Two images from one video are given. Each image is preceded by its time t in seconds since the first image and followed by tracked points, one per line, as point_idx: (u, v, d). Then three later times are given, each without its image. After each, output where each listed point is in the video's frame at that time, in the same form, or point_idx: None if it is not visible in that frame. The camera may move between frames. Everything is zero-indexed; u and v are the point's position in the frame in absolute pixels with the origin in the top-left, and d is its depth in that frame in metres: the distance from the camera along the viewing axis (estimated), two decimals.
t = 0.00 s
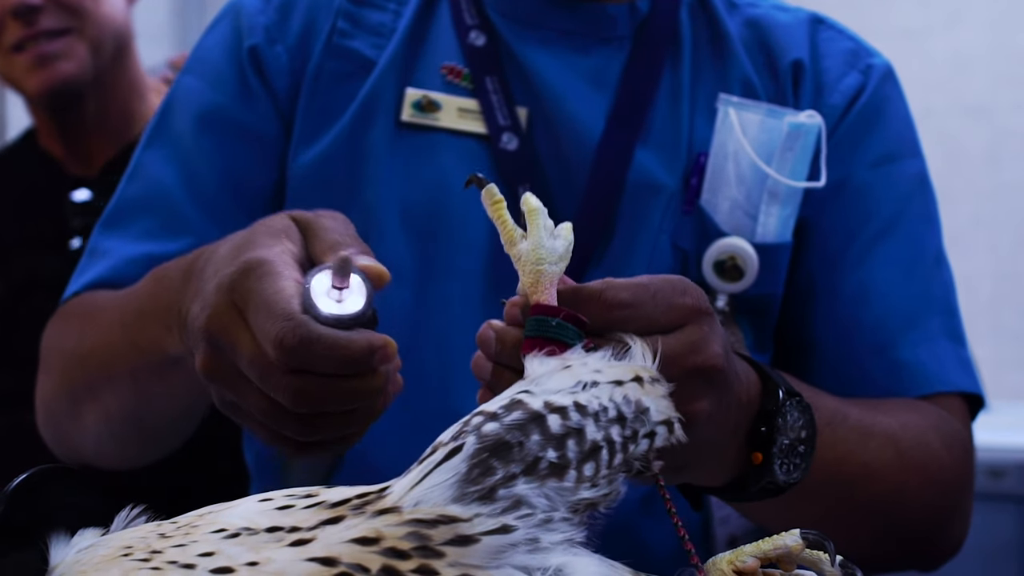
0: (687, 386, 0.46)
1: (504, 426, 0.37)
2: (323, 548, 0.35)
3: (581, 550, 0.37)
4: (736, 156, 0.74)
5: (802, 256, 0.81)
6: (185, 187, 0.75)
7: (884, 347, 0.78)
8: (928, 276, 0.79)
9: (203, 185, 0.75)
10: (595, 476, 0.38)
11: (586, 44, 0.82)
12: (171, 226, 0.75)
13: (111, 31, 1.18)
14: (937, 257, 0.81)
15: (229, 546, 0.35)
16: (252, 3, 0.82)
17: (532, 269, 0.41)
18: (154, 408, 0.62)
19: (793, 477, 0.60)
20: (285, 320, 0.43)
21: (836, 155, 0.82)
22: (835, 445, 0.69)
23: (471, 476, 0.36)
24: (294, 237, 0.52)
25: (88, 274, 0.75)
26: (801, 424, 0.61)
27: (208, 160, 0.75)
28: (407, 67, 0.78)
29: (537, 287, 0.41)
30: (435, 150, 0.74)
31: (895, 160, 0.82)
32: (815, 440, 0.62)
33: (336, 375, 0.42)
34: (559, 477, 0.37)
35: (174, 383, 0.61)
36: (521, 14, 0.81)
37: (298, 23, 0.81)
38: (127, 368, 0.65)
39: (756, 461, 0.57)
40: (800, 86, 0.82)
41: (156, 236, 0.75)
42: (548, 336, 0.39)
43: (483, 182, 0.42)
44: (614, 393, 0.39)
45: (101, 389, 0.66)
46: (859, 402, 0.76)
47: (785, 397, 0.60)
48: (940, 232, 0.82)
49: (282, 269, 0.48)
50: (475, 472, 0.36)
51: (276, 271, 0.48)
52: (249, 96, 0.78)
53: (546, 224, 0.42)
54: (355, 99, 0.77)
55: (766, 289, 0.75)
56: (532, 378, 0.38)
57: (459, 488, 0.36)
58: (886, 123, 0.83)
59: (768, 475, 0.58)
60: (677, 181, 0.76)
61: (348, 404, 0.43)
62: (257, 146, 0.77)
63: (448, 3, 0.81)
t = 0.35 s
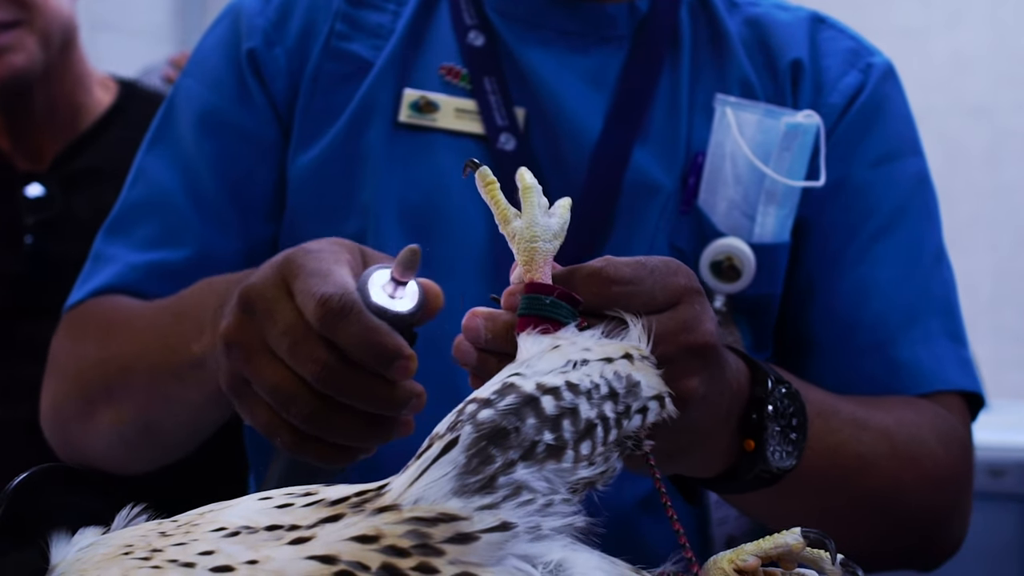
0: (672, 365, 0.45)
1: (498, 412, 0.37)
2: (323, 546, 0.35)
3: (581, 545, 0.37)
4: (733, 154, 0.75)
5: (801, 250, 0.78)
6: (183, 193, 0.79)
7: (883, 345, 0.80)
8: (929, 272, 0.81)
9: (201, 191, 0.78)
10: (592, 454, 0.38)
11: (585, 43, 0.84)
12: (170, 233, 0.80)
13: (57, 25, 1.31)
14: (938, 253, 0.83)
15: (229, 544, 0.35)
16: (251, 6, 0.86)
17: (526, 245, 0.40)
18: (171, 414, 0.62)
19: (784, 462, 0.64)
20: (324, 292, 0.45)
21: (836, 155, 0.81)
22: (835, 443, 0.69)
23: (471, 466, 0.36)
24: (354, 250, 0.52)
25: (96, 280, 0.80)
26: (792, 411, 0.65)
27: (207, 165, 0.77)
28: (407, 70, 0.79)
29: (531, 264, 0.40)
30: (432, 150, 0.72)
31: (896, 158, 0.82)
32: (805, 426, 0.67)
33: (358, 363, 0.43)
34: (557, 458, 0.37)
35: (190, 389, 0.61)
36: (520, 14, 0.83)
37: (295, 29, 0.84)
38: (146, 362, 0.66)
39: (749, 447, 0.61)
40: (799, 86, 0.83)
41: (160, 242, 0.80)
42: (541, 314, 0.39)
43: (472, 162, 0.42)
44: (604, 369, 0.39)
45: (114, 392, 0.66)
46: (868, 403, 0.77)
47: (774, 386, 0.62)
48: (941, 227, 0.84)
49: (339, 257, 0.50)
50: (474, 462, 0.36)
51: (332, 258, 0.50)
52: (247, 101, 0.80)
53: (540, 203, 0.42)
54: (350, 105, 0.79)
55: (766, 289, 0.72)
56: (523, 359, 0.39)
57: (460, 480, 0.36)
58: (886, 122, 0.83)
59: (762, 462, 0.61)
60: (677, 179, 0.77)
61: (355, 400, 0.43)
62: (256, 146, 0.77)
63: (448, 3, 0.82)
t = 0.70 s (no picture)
0: (658, 354, 0.46)
1: (492, 407, 0.38)
2: (323, 547, 0.35)
3: (579, 546, 0.37)
4: (731, 157, 0.75)
5: (797, 251, 0.79)
6: (188, 199, 0.80)
7: (878, 344, 0.80)
8: (924, 273, 0.81)
9: (204, 193, 0.80)
10: (586, 444, 0.38)
11: (584, 46, 0.84)
12: (178, 242, 0.81)
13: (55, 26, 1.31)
14: (937, 253, 0.83)
15: (229, 545, 0.36)
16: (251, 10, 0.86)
17: (514, 240, 0.40)
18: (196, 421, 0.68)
19: (770, 454, 0.65)
20: (349, 294, 0.50)
21: (836, 155, 0.82)
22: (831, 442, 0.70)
23: (469, 462, 0.37)
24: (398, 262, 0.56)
25: (108, 293, 0.82)
26: (771, 403, 0.65)
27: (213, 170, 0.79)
28: (405, 72, 0.79)
29: (520, 257, 0.41)
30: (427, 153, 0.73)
31: (895, 158, 0.82)
32: (786, 417, 0.66)
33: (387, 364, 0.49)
34: (552, 449, 0.37)
35: (216, 400, 0.67)
36: (516, 16, 0.84)
37: (296, 32, 0.85)
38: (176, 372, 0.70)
39: (729, 440, 0.62)
40: (797, 87, 0.83)
41: (168, 252, 0.81)
42: (531, 306, 0.40)
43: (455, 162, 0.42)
44: (593, 359, 0.39)
45: (145, 401, 0.71)
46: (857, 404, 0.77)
47: (752, 377, 0.63)
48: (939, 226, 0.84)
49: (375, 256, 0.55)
50: (472, 458, 0.37)
51: (367, 257, 0.55)
52: (250, 105, 0.81)
53: (526, 195, 0.42)
54: (350, 105, 0.79)
55: (764, 290, 0.75)
56: (513, 355, 0.39)
57: (458, 478, 0.37)
58: (885, 122, 0.83)
59: (744, 455, 0.62)
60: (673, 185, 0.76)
61: (378, 400, 0.50)
62: (258, 155, 0.80)
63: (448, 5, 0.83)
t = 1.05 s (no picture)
0: (651, 350, 0.46)
1: (487, 405, 0.38)
2: (323, 547, 0.35)
3: (578, 546, 0.37)
4: (729, 158, 0.75)
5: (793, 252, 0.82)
6: (195, 204, 0.80)
7: (874, 345, 0.79)
8: (922, 273, 0.80)
9: (215, 206, 0.80)
10: (581, 440, 0.38)
11: (582, 46, 0.83)
12: (187, 247, 0.79)
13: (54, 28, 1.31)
14: (932, 254, 0.82)
15: (229, 546, 0.36)
16: (252, 13, 0.85)
17: (505, 238, 0.40)
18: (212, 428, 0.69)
19: (760, 450, 0.64)
20: (360, 308, 0.50)
21: (834, 154, 0.82)
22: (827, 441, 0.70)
23: (466, 461, 0.37)
24: (414, 269, 0.56)
25: (118, 300, 0.79)
26: (760, 399, 0.63)
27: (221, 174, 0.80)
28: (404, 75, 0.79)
29: (511, 255, 0.40)
30: (427, 153, 0.75)
31: (894, 158, 0.82)
32: (774, 412, 0.65)
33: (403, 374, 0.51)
34: (548, 446, 0.37)
35: (231, 408, 0.68)
36: (516, 18, 0.82)
37: (296, 36, 0.83)
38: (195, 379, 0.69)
39: (717, 435, 0.60)
40: (796, 87, 0.83)
41: (175, 257, 0.80)
42: (524, 304, 0.39)
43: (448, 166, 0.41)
44: (586, 354, 0.39)
45: (161, 408, 0.71)
46: (850, 404, 0.76)
47: (739, 371, 0.61)
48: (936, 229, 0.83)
49: (388, 266, 0.55)
50: (469, 457, 0.37)
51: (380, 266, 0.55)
52: (252, 109, 0.81)
53: (515, 193, 0.42)
54: (350, 107, 0.79)
55: (761, 292, 0.75)
56: (505, 352, 0.39)
57: (456, 478, 0.37)
58: (884, 122, 0.83)
59: (732, 452, 0.61)
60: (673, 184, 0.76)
61: (395, 410, 0.52)
62: (269, 163, 0.81)
63: (446, 7, 0.82)
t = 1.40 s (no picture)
0: (653, 351, 0.46)
1: (487, 407, 0.38)
2: (323, 550, 0.35)
3: (579, 548, 0.37)
4: (729, 159, 0.75)
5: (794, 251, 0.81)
6: (196, 207, 0.80)
7: (876, 346, 0.79)
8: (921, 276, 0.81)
9: (216, 208, 0.80)
10: (582, 442, 0.38)
11: (582, 47, 0.83)
12: (187, 251, 0.80)
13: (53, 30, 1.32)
14: (932, 256, 0.82)
15: (229, 548, 0.36)
16: (251, 17, 0.85)
17: (504, 241, 0.40)
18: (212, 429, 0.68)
19: (761, 450, 0.64)
20: (363, 316, 0.51)
21: (833, 155, 0.82)
22: (828, 442, 0.70)
23: (466, 463, 0.37)
24: (416, 272, 0.56)
25: (119, 303, 0.80)
26: (760, 399, 0.63)
27: (222, 176, 0.81)
28: (403, 77, 0.79)
29: (511, 259, 0.40)
30: (428, 156, 0.74)
31: (893, 159, 0.82)
32: (775, 413, 0.65)
33: (403, 378, 0.50)
34: (548, 448, 0.38)
35: (233, 408, 0.67)
36: (516, 19, 0.83)
37: (296, 39, 0.84)
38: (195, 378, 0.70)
39: (718, 436, 0.60)
40: (795, 88, 0.83)
41: (177, 260, 0.80)
42: (525, 307, 0.39)
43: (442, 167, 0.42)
44: (586, 357, 0.39)
45: (162, 409, 0.71)
46: (851, 404, 0.75)
47: (740, 372, 0.61)
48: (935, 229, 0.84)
49: (396, 273, 0.55)
50: (469, 459, 0.37)
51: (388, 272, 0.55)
52: (253, 111, 0.81)
53: (515, 196, 0.42)
54: (350, 109, 0.80)
55: (762, 293, 0.75)
56: (505, 355, 0.39)
57: (456, 480, 0.37)
58: (882, 122, 0.83)
59: (733, 452, 0.61)
60: (673, 184, 0.76)
61: (399, 416, 0.51)
62: (268, 166, 0.80)
63: (446, 8, 0.83)
